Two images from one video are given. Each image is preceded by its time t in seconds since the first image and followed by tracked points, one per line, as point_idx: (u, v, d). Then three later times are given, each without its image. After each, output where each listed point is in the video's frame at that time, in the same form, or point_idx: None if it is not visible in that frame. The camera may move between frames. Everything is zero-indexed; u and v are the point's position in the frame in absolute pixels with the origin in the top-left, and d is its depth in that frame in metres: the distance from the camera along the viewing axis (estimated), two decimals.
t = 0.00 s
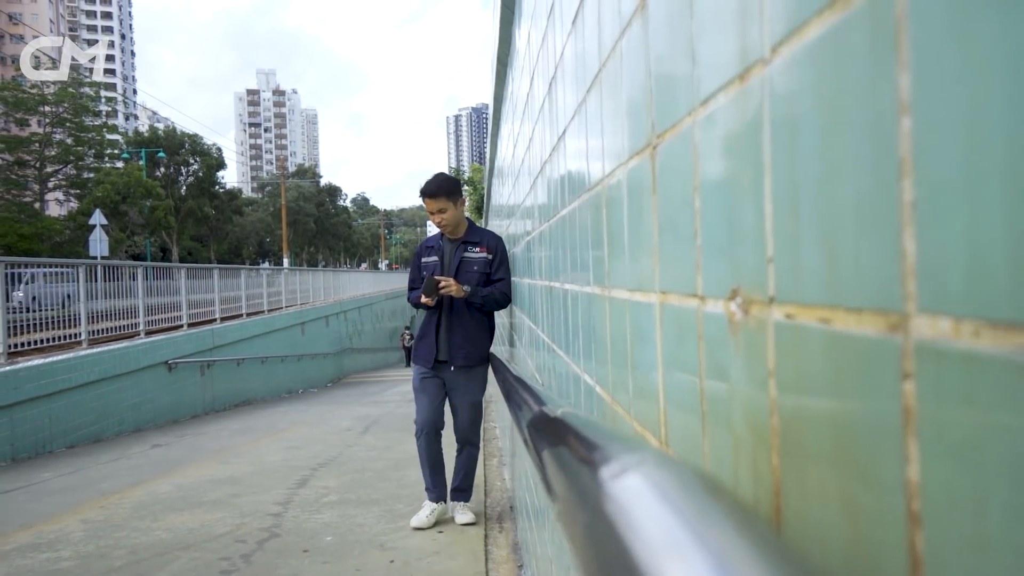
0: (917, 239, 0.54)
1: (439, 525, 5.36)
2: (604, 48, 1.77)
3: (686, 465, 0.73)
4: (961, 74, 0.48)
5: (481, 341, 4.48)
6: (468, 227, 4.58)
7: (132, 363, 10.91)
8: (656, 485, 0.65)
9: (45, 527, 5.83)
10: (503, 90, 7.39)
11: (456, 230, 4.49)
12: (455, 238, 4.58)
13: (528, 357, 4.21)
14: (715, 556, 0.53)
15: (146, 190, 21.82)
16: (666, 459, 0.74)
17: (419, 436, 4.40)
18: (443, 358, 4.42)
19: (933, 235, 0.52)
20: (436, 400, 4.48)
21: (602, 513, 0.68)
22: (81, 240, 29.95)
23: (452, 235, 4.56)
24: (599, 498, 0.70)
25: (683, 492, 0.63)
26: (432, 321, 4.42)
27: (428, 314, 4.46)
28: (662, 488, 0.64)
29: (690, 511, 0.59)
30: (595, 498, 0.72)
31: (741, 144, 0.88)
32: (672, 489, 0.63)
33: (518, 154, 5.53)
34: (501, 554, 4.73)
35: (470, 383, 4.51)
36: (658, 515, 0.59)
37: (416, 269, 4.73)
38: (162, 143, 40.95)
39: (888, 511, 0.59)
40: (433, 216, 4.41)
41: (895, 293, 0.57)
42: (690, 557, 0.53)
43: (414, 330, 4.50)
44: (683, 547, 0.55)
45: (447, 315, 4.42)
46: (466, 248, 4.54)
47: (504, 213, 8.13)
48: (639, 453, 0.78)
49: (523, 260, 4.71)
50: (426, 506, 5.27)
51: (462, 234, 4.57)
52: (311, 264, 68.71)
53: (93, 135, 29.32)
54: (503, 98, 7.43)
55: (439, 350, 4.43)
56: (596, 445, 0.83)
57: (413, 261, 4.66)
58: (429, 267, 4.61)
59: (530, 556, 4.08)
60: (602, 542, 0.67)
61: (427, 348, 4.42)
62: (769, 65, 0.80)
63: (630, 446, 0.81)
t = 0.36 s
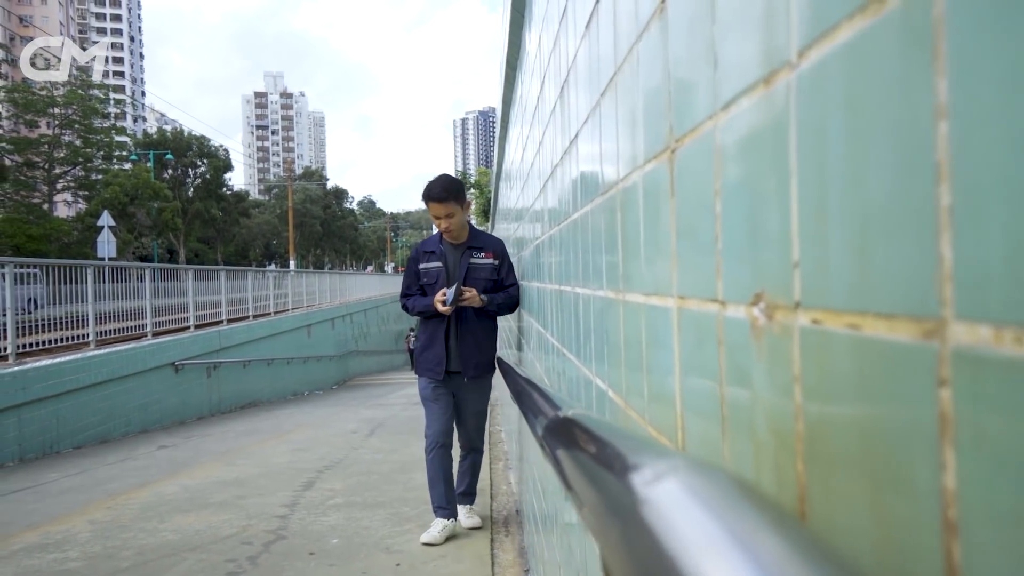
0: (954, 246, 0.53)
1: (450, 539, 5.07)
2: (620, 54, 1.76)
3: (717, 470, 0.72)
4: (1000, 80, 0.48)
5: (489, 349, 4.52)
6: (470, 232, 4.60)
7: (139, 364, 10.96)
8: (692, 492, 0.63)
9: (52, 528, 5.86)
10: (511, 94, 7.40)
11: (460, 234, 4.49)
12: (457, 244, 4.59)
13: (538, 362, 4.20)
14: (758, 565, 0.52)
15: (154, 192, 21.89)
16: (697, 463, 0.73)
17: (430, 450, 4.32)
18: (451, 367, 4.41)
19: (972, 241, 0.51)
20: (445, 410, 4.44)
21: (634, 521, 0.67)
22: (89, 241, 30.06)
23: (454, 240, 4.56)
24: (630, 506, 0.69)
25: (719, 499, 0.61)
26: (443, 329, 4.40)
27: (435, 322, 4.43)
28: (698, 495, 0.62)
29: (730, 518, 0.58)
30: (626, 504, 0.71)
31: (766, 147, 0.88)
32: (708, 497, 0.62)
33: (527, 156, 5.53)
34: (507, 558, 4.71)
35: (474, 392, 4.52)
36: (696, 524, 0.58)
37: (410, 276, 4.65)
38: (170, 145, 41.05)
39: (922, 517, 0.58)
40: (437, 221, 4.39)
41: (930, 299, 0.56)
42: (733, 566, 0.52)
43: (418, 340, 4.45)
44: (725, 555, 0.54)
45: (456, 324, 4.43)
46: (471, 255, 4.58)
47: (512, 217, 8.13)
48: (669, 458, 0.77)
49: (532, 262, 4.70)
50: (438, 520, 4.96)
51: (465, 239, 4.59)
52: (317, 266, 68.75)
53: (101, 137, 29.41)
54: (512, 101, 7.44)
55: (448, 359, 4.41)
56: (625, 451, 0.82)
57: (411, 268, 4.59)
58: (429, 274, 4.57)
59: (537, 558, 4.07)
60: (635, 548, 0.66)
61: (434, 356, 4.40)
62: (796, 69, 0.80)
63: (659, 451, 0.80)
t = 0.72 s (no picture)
0: (991, 253, 0.52)
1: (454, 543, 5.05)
2: (634, 60, 1.76)
3: (746, 476, 0.70)
4: None
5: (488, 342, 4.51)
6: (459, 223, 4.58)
7: (144, 364, 11.00)
8: (726, 504, 0.62)
9: (57, 527, 5.87)
10: (519, 98, 7.40)
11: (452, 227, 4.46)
12: (447, 236, 4.55)
13: (546, 368, 4.19)
14: None
15: (161, 193, 21.95)
16: (726, 471, 0.71)
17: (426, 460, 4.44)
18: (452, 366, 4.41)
19: (1009, 250, 0.50)
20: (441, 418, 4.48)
21: (666, 533, 0.65)
22: (96, 241, 30.19)
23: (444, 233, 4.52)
24: (660, 517, 0.67)
25: (754, 511, 0.60)
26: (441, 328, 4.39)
27: (432, 321, 4.42)
28: (733, 507, 0.61)
29: (768, 531, 0.57)
30: (655, 516, 0.69)
31: (789, 154, 0.87)
32: (743, 509, 0.60)
33: (535, 161, 5.55)
34: (511, 562, 4.69)
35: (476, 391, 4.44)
36: (733, 539, 0.57)
37: (400, 274, 4.59)
38: (177, 146, 41.13)
39: (952, 531, 0.57)
40: (434, 215, 4.36)
41: (965, 310, 0.55)
42: None
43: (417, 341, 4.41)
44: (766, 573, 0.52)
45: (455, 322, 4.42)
46: (461, 246, 4.59)
47: (519, 220, 8.12)
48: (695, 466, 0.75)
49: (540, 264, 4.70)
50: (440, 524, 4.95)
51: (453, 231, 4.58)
52: (323, 268, 68.76)
53: (108, 137, 29.49)
54: (519, 104, 7.45)
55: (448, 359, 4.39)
56: (650, 459, 0.81)
57: (401, 265, 4.54)
58: (421, 270, 4.54)
59: (542, 562, 4.06)
60: (665, 560, 0.64)
61: (436, 357, 4.36)
62: (820, 74, 0.79)
63: (685, 459, 0.78)
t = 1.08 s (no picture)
0: None
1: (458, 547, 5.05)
2: (649, 65, 1.75)
3: (776, 485, 0.69)
4: None
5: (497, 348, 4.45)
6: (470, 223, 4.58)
7: (149, 364, 11.03)
8: (763, 515, 0.61)
9: (61, 526, 5.88)
10: (527, 101, 7.40)
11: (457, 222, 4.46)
12: (457, 236, 4.56)
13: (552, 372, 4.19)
14: None
15: (166, 193, 21.99)
16: (757, 480, 0.70)
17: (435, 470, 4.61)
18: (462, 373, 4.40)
19: None
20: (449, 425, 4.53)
21: (700, 543, 0.64)
22: (101, 241, 30.26)
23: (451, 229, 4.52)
24: (693, 527, 0.67)
25: (792, 522, 0.59)
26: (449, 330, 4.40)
27: (440, 323, 4.43)
28: (771, 518, 0.60)
29: (807, 543, 0.56)
30: (687, 525, 0.68)
31: (814, 160, 0.86)
32: (782, 520, 0.59)
33: (542, 163, 5.54)
34: (516, 567, 4.69)
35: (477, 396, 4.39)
36: (774, 552, 0.56)
37: (410, 274, 4.61)
38: (183, 146, 41.18)
39: (991, 543, 0.57)
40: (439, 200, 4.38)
41: (1004, 319, 0.54)
42: None
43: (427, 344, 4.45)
44: None
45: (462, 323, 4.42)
46: (472, 246, 4.56)
47: (525, 223, 8.12)
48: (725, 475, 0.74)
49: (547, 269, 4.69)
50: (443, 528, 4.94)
51: (465, 231, 4.57)
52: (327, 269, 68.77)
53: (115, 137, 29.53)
54: (526, 107, 7.44)
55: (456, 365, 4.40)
56: (677, 467, 0.80)
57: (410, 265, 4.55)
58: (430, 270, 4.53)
59: (547, 567, 4.06)
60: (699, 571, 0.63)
61: (445, 360, 4.39)
62: (846, 81, 0.79)
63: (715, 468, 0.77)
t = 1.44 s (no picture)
0: None
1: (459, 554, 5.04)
2: (664, 70, 1.75)
3: (807, 496, 0.69)
4: None
5: (503, 354, 4.38)
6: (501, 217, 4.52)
7: (154, 366, 11.05)
8: (803, 529, 0.60)
9: (65, 528, 5.89)
10: (535, 106, 7.40)
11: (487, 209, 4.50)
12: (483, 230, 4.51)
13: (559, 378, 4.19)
14: None
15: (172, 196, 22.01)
16: (787, 493, 0.70)
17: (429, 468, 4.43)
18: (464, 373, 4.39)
19: None
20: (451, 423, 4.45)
21: (736, 559, 0.63)
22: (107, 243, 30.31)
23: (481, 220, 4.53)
24: (727, 541, 0.66)
25: (833, 535, 0.58)
26: (460, 324, 4.37)
27: (450, 318, 4.40)
28: (811, 533, 0.59)
29: (843, 555, 0.55)
30: (721, 539, 0.67)
31: (836, 170, 0.87)
32: (821, 533, 0.59)
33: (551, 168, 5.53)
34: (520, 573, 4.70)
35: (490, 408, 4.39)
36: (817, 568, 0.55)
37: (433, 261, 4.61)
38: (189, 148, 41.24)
39: None
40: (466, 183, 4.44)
41: None
42: None
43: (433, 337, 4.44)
44: None
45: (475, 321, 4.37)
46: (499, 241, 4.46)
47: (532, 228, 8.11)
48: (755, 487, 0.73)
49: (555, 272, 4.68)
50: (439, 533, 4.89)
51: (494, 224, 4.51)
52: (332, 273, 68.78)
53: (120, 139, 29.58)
54: (534, 112, 7.45)
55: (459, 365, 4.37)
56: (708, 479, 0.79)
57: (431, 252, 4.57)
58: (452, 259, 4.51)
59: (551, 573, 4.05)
60: None
61: (447, 358, 4.36)
62: (874, 92, 0.78)
63: (743, 480, 0.76)
